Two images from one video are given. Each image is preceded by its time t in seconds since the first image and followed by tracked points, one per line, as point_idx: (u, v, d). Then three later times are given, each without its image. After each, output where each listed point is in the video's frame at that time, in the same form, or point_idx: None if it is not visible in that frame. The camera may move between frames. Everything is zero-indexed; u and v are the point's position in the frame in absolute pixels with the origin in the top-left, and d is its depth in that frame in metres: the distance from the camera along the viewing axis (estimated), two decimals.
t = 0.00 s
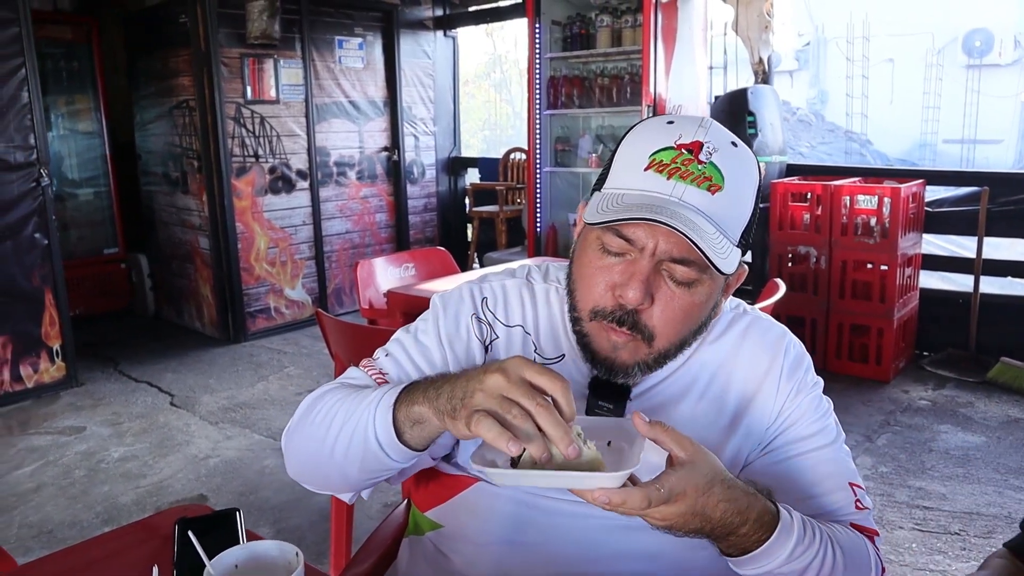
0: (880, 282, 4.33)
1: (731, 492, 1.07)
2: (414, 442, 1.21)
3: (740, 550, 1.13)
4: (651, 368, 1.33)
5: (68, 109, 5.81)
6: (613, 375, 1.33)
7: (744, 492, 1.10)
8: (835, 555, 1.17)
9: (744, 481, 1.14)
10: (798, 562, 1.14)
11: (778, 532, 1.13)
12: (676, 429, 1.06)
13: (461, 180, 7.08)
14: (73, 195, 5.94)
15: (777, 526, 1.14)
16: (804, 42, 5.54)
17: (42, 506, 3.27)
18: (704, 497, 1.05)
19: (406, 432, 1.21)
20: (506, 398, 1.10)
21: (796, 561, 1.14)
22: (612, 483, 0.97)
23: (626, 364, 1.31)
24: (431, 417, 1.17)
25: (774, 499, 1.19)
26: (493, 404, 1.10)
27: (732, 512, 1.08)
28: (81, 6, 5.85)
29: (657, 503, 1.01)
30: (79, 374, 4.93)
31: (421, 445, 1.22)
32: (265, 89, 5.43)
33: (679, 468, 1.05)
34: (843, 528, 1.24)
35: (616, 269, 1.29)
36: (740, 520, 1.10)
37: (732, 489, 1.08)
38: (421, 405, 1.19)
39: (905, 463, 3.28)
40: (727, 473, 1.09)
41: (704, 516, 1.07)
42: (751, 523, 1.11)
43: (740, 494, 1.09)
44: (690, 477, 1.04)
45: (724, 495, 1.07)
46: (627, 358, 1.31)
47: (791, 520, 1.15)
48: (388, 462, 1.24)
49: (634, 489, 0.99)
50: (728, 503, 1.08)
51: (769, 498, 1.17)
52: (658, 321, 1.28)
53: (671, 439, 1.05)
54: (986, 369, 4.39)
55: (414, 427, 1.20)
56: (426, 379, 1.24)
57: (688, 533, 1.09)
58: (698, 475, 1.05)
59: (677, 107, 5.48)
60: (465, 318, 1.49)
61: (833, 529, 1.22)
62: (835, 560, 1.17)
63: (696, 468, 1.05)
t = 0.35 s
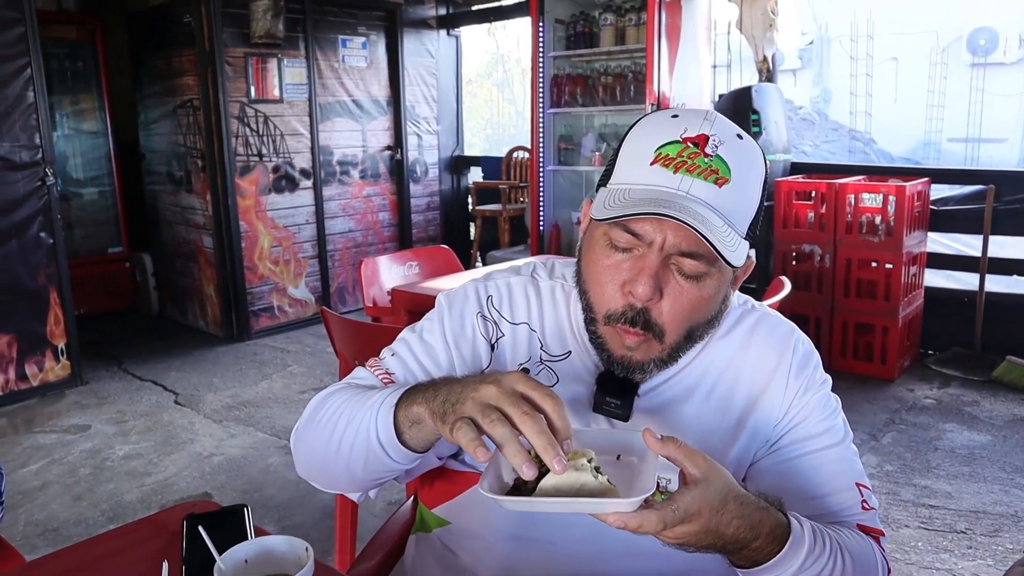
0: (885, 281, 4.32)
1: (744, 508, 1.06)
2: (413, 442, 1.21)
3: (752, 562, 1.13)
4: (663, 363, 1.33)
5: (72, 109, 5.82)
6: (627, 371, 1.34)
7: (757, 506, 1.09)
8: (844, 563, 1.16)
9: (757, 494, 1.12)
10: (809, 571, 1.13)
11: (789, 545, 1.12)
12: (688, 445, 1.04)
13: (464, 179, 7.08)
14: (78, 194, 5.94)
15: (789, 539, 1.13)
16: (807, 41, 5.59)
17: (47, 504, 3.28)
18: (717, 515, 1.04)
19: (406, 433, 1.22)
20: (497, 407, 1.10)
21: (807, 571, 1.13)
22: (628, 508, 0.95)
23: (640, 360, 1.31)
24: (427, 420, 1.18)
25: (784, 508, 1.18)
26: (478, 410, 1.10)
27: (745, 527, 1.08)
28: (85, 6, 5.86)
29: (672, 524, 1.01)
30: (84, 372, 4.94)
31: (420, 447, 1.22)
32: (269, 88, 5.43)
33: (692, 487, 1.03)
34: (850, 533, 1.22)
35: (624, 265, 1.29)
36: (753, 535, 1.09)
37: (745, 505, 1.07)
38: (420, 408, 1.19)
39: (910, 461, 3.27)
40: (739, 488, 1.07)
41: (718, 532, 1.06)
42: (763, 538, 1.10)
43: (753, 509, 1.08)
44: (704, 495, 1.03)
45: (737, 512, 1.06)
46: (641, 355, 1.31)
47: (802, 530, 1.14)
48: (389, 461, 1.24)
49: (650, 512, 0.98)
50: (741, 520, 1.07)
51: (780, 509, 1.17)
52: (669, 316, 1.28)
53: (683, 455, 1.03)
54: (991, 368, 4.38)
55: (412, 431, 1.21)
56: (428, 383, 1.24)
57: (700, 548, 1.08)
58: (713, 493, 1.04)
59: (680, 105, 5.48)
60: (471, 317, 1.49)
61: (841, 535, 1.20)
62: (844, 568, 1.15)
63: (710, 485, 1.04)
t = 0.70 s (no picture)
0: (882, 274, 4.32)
1: (751, 510, 1.05)
2: (405, 436, 1.20)
3: (757, 562, 1.12)
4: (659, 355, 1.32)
5: (65, 109, 5.77)
6: (623, 364, 1.33)
7: (763, 508, 1.07)
8: (849, 561, 1.15)
9: (763, 493, 1.11)
10: (815, 570, 1.12)
11: (795, 544, 1.11)
12: (694, 446, 1.02)
13: (459, 176, 7.06)
14: (72, 195, 5.90)
15: (794, 539, 1.12)
16: (800, 34, 5.56)
17: (44, 506, 3.27)
18: (725, 518, 1.03)
19: (398, 428, 1.20)
20: (478, 377, 1.10)
21: (813, 570, 1.12)
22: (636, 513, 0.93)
23: (636, 354, 1.30)
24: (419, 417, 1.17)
25: (789, 507, 1.16)
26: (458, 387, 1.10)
27: (752, 529, 1.06)
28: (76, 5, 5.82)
29: (681, 528, 0.98)
30: (79, 374, 4.91)
31: (413, 441, 1.21)
32: (262, 87, 5.40)
33: (699, 489, 1.02)
34: (855, 529, 1.21)
35: (621, 257, 1.27)
36: (759, 536, 1.08)
37: (752, 507, 1.06)
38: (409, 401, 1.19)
39: (909, 454, 3.26)
40: (745, 489, 1.06)
41: (724, 535, 1.05)
42: (769, 539, 1.09)
43: (759, 510, 1.07)
44: (711, 498, 1.01)
45: (744, 514, 1.05)
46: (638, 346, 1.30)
47: (808, 530, 1.13)
48: (384, 459, 1.23)
49: (659, 519, 0.96)
50: (748, 522, 1.06)
51: (785, 508, 1.15)
52: (667, 308, 1.27)
53: (690, 458, 1.01)
54: (988, 360, 4.38)
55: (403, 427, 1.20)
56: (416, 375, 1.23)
57: (706, 550, 1.07)
58: (720, 496, 1.02)
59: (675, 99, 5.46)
60: (465, 316, 1.48)
61: (845, 531, 1.19)
62: (849, 564, 1.15)
63: (717, 488, 1.02)
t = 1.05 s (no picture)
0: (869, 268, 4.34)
1: (746, 515, 1.04)
2: (428, 432, 1.18)
3: (753, 565, 1.11)
4: (642, 343, 1.26)
5: (47, 107, 5.69)
6: (604, 347, 1.27)
7: (758, 513, 1.07)
8: (845, 561, 1.14)
9: (759, 497, 1.10)
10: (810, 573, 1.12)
11: (792, 547, 1.10)
12: (687, 451, 1.01)
13: (446, 173, 7.04)
14: (55, 194, 5.83)
15: (791, 542, 1.11)
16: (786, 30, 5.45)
17: (29, 509, 3.22)
18: (719, 524, 1.03)
19: (419, 425, 1.18)
20: (504, 340, 1.09)
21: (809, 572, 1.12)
22: (629, 523, 0.94)
23: (616, 335, 1.24)
24: (445, 405, 1.15)
25: (785, 508, 1.16)
26: (494, 360, 1.09)
27: (747, 533, 1.06)
28: (57, 2, 5.75)
29: (675, 536, 0.98)
30: (64, 374, 4.85)
31: (432, 442, 1.19)
32: (247, 84, 5.35)
33: (694, 496, 1.01)
34: (851, 527, 1.20)
35: (602, 240, 1.25)
36: (755, 540, 1.07)
37: (747, 512, 1.05)
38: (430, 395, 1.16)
39: (899, 448, 3.28)
40: (741, 493, 1.05)
41: (719, 540, 1.04)
42: (765, 542, 1.08)
43: (755, 515, 1.06)
44: (705, 505, 1.01)
45: (739, 519, 1.04)
46: (617, 328, 1.24)
47: (805, 531, 1.12)
48: (400, 463, 1.21)
49: (652, 527, 0.96)
50: (743, 527, 1.05)
51: (781, 510, 1.15)
52: (649, 290, 1.23)
53: (683, 464, 1.00)
54: (975, 353, 4.41)
55: (426, 421, 1.17)
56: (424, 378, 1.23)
57: (702, 555, 1.07)
58: (714, 501, 1.01)
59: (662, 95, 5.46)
60: (460, 316, 1.46)
61: (842, 529, 1.19)
62: (845, 563, 1.14)
63: (711, 494, 1.01)
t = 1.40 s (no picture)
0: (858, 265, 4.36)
1: (745, 512, 1.04)
2: (449, 401, 1.15)
3: (752, 564, 1.11)
4: (629, 337, 1.24)
5: (31, 104, 5.63)
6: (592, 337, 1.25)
7: (757, 510, 1.07)
8: (843, 558, 1.15)
9: (758, 495, 1.10)
10: (808, 570, 1.12)
11: (790, 545, 1.11)
12: (687, 449, 1.01)
13: (434, 171, 7.01)
14: (39, 191, 5.76)
15: (790, 539, 1.11)
16: (772, 28, 5.54)
17: (15, 510, 3.19)
18: (719, 521, 1.02)
19: (440, 394, 1.15)
20: (541, 293, 1.09)
21: (806, 570, 1.12)
22: (628, 520, 0.93)
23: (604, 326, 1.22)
24: (472, 367, 1.13)
25: (783, 506, 1.16)
26: (530, 307, 1.09)
27: (747, 531, 1.06)
28: None
29: (675, 533, 0.98)
30: (49, 374, 4.80)
31: (453, 413, 1.16)
32: (234, 81, 5.31)
33: (694, 494, 1.01)
34: (849, 523, 1.21)
35: (589, 226, 1.24)
36: (754, 538, 1.07)
37: (746, 509, 1.05)
38: (454, 359, 1.15)
39: (888, 444, 3.30)
40: (740, 490, 1.05)
41: (719, 538, 1.04)
42: (764, 540, 1.09)
43: (754, 512, 1.06)
44: (705, 502, 1.01)
45: (738, 517, 1.04)
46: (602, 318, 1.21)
47: (803, 529, 1.13)
48: (416, 440, 1.17)
49: (652, 524, 0.95)
50: (742, 525, 1.05)
51: (780, 507, 1.15)
52: (631, 278, 1.22)
53: (683, 461, 1.00)
54: (962, 349, 4.45)
55: (448, 386, 1.14)
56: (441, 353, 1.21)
57: (701, 553, 1.06)
58: (714, 498, 1.01)
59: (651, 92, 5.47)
60: (460, 309, 1.45)
61: (840, 526, 1.19)
62: (844, 561, 1.15)
63: (711, 492, 1.01)
